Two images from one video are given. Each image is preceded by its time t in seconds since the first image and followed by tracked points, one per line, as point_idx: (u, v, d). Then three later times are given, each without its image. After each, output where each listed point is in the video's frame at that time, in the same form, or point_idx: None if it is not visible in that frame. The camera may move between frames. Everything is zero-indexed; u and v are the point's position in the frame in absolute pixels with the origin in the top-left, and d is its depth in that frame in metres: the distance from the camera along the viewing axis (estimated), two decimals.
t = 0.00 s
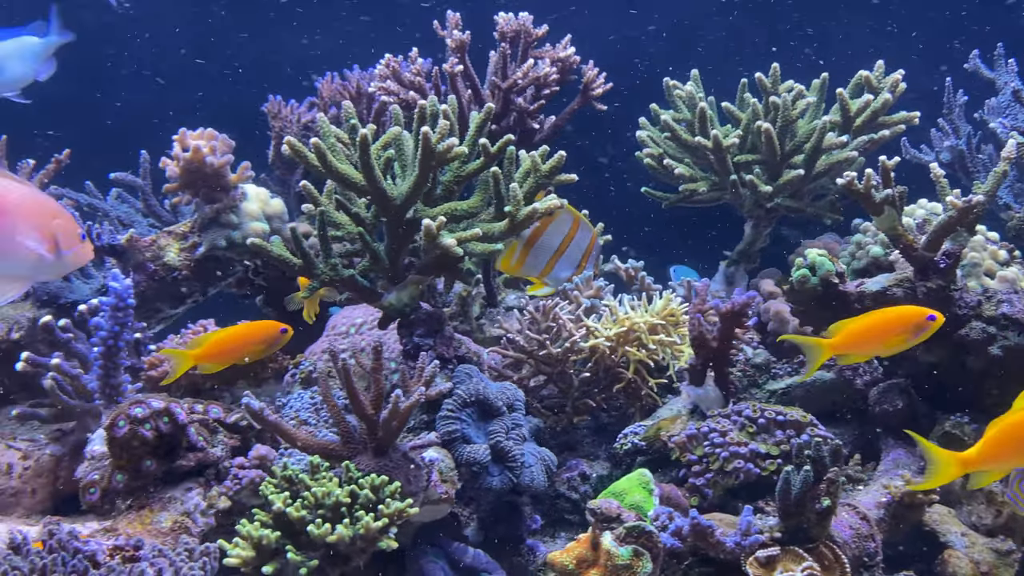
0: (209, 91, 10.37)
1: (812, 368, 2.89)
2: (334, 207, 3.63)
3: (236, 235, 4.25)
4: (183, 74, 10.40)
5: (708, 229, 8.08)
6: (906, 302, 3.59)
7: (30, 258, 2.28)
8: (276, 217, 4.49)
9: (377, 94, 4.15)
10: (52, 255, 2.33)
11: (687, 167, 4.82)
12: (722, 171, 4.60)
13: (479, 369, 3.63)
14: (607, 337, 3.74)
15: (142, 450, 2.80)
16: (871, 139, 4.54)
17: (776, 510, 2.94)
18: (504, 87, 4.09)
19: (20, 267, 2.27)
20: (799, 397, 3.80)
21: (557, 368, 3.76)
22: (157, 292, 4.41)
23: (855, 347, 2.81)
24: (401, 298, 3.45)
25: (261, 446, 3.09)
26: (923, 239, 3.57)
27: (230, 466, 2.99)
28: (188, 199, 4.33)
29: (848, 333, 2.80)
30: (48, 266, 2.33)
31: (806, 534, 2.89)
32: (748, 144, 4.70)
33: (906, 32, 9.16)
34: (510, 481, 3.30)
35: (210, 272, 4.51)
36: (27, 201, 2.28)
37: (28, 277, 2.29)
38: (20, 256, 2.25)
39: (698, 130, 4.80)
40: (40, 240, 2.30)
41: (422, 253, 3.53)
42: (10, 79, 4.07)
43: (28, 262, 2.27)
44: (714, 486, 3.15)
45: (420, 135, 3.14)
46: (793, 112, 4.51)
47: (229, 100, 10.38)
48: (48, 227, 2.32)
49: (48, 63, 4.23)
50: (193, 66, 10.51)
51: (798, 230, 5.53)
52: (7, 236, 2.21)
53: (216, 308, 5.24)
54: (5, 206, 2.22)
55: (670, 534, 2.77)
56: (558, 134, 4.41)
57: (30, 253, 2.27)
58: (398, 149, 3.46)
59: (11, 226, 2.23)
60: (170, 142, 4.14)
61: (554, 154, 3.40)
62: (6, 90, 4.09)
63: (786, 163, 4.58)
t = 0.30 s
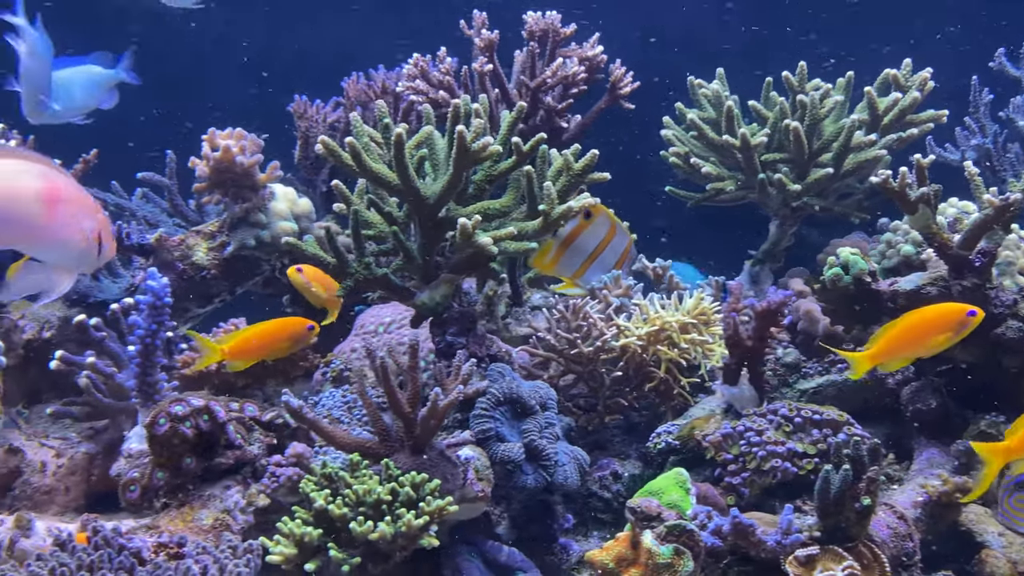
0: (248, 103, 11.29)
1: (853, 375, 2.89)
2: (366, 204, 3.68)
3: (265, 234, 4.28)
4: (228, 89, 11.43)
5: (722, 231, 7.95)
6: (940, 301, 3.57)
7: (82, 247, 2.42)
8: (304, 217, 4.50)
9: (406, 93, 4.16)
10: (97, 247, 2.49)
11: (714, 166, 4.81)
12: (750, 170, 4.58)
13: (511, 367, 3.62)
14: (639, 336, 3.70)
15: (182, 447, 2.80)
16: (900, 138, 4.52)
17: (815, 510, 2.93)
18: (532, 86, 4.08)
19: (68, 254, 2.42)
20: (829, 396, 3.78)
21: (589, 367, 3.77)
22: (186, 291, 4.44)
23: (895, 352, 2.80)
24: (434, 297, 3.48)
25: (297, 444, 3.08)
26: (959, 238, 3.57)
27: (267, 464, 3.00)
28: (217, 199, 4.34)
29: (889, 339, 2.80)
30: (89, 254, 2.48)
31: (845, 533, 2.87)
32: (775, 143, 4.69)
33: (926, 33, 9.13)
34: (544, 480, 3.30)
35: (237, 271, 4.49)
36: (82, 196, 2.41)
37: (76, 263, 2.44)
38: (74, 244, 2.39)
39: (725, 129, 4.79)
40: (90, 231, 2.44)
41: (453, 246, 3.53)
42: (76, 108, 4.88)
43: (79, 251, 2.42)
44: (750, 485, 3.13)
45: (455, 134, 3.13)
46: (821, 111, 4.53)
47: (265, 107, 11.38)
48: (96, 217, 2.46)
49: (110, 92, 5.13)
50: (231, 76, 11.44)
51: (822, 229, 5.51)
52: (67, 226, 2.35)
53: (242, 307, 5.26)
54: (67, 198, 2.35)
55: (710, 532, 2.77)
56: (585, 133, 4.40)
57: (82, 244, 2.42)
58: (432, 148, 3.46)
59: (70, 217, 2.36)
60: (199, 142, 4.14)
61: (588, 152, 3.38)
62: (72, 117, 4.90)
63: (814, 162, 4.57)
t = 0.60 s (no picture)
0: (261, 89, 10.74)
1: (892, 374, 2.91)
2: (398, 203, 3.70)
3: (294, 233, 4.31)
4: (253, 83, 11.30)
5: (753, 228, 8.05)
6: (976, 299, 3.55)
7: (130, 247, 2.08)
8: (333, 216, 4.51)
9: (436, 92, 4.17)
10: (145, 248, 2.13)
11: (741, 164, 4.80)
12: (779, 168, 4.56)
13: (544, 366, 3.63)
14: (671, 334, 3.69)
15: (224, 445, 2.82)
16: (930, 135, 4.48)
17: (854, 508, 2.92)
18: (562, 84, 4.09)
19: (112, 253, 2.08)
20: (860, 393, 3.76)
21: (620, 366, 3.77)
22: (214, 290, 4.45)
23: (935, 349, 2.80)
24: (467, 295, 3.48)
25: (333, 441, 3.04)
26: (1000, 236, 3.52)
27: (304, 462, 3.00)
28: (248, 199, 4.39)
29: (928, 337, 2.80)
30: (135, 257, 2.13)
31: (885, 532, 2.85)
32: (804, 141, 4.68)
33: (945, 36, 9.30)
34: (579, 478, 3.30)
35: (266, 270, 4.53)
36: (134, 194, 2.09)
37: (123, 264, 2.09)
38: (121, 241, 2.05)
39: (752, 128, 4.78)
40: (141, 230, 2.11)
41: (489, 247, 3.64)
42: (127, 127, 4.48)
43: (127, 251, 2.08)
44: (788, 484, 3.12)
45: (491, 133, 3.13)
46: (850, 109, 4.50)
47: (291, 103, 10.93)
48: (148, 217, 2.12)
49: (168, 108, 4.70)
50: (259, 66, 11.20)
51: (847, 228, 5.50)
52: (118, 219, 2.02)
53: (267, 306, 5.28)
54: (119, 192, 2.04)
55: (751, 531, 2.78)
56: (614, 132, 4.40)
57: (130, 242, 2.09)
58: (466, 148, 3.48)
59: (120, 211, 2.04)
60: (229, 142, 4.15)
61: (621, 151, 3.37)
62: (127, 137, 4.52)
63: (843, 160, 4.55)
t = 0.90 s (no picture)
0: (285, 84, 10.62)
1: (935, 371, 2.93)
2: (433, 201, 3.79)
3: (324, 231, 4.32)
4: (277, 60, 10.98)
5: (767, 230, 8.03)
6: (1013, 298, 3.53)
7: (170, 235, 2.18)
8: (363, 215, 4.55)
9: (467, 90, 4.19)
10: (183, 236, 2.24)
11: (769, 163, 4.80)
12: (807, 166, 4.57)
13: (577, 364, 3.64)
14: (705, 333, 3.67)
15: (265, 442, 2.84)
16: (960, 133, 4.46)
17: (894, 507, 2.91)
18: (594, 82, 4.10)
19: (152, 240, 2.17)
20: (894, 392, 3.74)
21: (652, 365, 3.77)
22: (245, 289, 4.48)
23: (978, 347, 2.83)
24: (501, 293, 3.46)
25: (371, 439, 3.05)
26: None
27: (342, 459, 3.01)
28: (277, 198, 4.40)
29: (973, 335, 2.83)
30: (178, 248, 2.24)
31: (926, 531, 2.84)
32: (833, 140, 4.66)
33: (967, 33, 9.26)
34: (614, 477, 3.31)
35: (296, 268, 4.57)
36: (173, 184, 2.17)
37: (162, 252, 2.19)
38: (162, 229, 2.14)
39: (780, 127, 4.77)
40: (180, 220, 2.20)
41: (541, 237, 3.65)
42: (187, 144, 4.39)
43: (167, 239, 2.18)
44: (826, 483, 3.12)
45: (528, 131, 3.13)
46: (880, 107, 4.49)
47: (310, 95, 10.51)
48: (187, 206, 2.23)
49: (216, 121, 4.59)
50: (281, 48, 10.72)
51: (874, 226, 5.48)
52: (160, 210, 2.12)
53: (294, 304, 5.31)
54: (161, 183, 2.12)
55: (793, 530, 2.76)
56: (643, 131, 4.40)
57: (169, 230, 2.18)
58: (500, 146, 3.48)
59: (160, 201, 2.12)
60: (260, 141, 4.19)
61: (656, 148, 3.34)
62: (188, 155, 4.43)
63: (873, 159, 4.54)
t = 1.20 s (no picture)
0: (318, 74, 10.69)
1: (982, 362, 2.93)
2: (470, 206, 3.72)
3: (355, 229, 4.34)
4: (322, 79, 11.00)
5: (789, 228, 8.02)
6: None
7: (213, 224, 2.29)
8: (392, 213, 4.57)
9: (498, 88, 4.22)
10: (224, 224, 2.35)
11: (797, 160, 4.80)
12: (837, 164, 4.57)
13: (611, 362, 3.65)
14: (739, 331, 3.67)
15: (306, 439, 2.86)
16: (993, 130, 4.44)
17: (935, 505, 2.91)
18: (626, 79, 4.11)
19: (197, 228, 2.27)
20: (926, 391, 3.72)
21: (686, 363, 3.76)
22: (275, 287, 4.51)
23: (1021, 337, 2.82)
24: (535, 290, 3.45)
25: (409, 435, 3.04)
26: None
27: (380, 456, 3.02)
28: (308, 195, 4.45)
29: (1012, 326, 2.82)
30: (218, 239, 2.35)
31: (967, 529, 2.81)
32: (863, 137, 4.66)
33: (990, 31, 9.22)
34: (650, 475, 3.31)
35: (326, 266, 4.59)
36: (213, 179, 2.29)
37: (206, 240, 2.29)
38: (206, 219, 2.25)
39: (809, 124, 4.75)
40: (221, 208, 2.31)
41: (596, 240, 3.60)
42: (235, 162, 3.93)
43: (211, 227, 2.29)
44: (864, 481, 3.10)
45: (565, 128, 3.13)
46: (911, 104, 4.48)
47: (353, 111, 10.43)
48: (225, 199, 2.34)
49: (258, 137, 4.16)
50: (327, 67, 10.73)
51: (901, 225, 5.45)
52: (204, 202, 2.23)
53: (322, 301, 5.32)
54: (203, 174, 2.23)
55: (834, 527, 2.76)
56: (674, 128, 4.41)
57: (212, 219, 2.29)
58: (535, 144, 3.49)
59: (203, 191, 2.24)
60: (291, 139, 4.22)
61: (692, 145, 3.34)
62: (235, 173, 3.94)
63: (903, 156, 4.53)
